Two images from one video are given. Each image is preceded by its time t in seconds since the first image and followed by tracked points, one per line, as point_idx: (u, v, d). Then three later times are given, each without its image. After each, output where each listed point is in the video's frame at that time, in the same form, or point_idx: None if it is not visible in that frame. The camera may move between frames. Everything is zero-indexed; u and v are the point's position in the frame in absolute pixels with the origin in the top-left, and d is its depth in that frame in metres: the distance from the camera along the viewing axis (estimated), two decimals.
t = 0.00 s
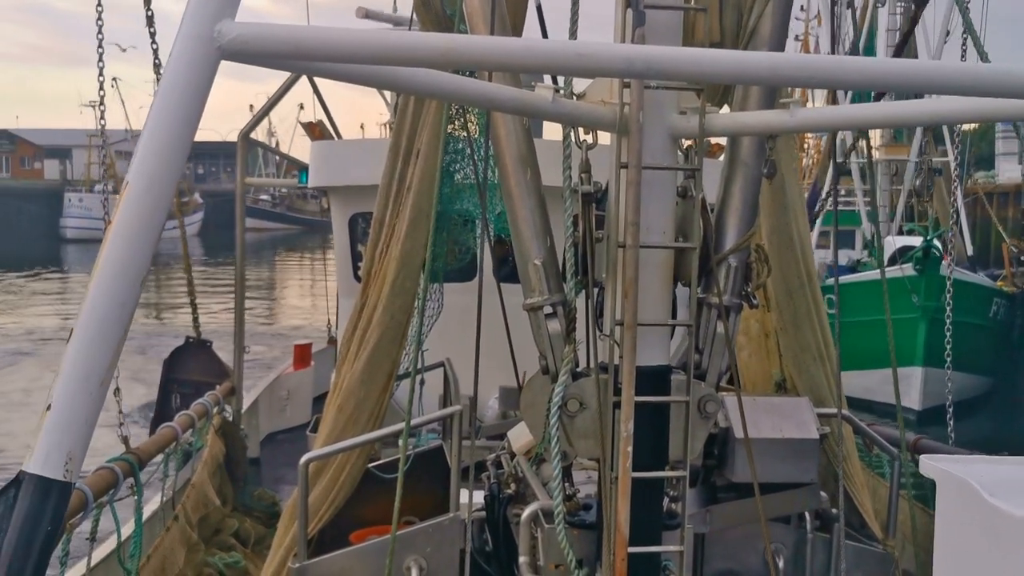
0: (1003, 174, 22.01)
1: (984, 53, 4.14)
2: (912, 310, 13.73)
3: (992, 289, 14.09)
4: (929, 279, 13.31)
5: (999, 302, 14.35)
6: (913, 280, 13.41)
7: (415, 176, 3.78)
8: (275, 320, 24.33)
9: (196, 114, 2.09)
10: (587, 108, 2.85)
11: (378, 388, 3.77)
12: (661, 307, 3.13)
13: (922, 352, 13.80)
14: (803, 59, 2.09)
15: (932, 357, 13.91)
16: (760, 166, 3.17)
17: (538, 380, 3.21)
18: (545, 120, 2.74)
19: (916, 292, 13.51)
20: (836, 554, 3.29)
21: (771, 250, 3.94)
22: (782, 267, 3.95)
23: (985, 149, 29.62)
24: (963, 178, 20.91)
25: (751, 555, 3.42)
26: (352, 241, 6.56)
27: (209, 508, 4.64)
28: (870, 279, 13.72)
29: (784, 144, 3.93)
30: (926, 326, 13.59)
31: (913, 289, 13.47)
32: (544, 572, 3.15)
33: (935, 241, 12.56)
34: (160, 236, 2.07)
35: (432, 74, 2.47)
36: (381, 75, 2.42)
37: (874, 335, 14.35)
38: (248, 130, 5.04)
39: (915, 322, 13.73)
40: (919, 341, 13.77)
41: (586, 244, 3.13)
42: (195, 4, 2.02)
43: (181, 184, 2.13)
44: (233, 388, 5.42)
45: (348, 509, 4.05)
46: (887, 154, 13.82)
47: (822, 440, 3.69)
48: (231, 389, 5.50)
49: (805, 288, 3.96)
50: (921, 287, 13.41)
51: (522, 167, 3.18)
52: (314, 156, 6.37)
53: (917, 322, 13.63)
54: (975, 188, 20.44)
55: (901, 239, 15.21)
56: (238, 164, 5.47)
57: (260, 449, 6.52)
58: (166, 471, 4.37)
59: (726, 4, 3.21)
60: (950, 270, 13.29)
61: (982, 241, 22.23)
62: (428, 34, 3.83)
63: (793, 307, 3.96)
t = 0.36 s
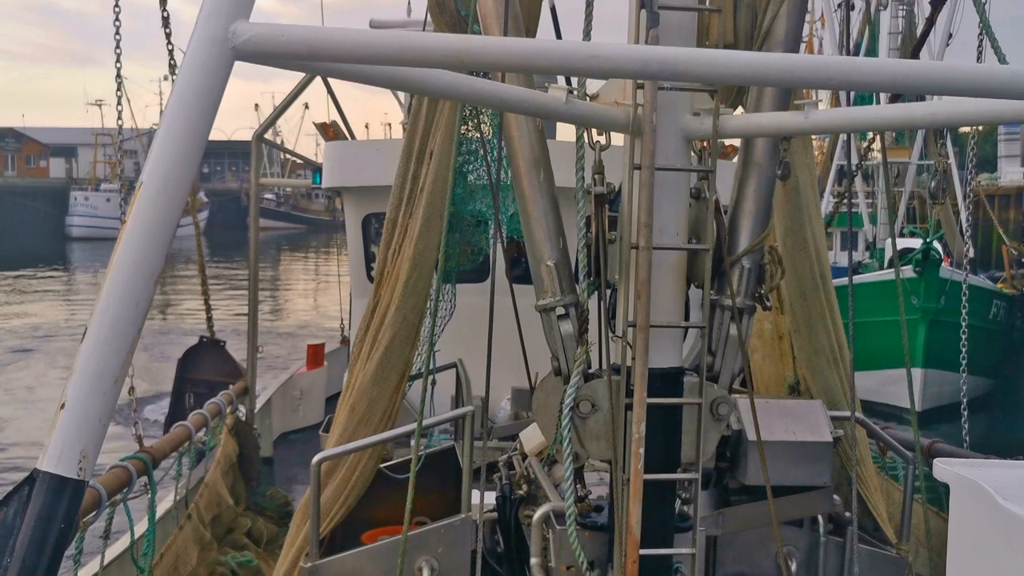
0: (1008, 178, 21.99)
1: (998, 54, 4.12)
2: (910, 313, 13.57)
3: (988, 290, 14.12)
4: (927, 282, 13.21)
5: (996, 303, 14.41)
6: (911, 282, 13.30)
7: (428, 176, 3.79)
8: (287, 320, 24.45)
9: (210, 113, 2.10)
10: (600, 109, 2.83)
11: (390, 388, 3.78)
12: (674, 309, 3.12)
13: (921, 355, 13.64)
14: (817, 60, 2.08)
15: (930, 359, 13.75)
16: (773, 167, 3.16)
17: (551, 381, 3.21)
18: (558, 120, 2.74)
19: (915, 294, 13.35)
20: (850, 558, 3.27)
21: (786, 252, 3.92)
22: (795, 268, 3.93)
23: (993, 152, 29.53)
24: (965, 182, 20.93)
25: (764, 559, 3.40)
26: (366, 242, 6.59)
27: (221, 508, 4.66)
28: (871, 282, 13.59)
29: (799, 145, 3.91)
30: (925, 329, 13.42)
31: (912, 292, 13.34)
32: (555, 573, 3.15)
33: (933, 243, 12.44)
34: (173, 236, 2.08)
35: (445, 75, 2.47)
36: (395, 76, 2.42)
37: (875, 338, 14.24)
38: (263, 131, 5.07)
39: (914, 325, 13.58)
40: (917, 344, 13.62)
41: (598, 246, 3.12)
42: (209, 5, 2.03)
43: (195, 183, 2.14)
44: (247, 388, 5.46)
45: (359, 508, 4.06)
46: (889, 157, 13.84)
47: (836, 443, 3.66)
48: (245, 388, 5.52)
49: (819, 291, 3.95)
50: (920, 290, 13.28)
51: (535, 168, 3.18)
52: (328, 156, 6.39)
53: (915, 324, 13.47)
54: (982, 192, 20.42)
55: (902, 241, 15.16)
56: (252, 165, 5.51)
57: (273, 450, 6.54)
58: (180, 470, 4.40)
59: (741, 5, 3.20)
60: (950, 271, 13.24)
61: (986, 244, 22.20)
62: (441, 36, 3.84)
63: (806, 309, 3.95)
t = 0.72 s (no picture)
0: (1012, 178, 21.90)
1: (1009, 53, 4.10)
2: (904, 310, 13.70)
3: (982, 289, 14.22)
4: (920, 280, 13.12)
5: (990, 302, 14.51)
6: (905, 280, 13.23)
7: (438, 176, 3.80)
8: (297, 321, 24.56)
9: (221, 114, 2.12)
10: (609, 109, 2.84)
11: (400, 387, 3.80)
12: (682, 308, 3.12)
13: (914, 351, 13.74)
14: (825, 60, 2.09)
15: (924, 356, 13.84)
16: (782, 167, 3.17)
17: (559, 380, 3.22)
18: (567, 121, 2.74)
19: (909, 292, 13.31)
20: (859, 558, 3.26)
21: (795, 251, 3.92)
22: (805, 267, 3.93)
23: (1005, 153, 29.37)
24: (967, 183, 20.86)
25: (773, 558, 3.41)
26: (377, 242, 6.62)
27: (233, 506, 4.70)
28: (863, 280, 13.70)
29: (808, 144, 3.91)
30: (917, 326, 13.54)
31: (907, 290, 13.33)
32: (564, 572, 3.16)
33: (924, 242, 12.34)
34: (184, 237, 2.11)
35: (453, 76, 2.49)
36: (405, 78, 2.44)
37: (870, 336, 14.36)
38: (274, 131, 5.11)
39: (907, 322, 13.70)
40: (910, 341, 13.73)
41: (607, 245, 3.13)
42: (220, 8, 2.05)
43: (205, 185, 2.17)
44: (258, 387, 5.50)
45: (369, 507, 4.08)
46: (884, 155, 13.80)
47: (845, 442, 3.66)
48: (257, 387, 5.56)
49: (828, 290, 3.95)
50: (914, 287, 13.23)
51: (544, 168, 3.20)
52: (340, 156, 6.43)
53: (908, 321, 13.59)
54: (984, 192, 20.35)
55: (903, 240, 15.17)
56: (264, 165, 5.55)
57: (285, 448, 6.58)
58: (192, 468, 4.44)
59: (750, 4, 3.20)
60: (944, 270, 13.38)
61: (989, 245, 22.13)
62: (452, 36, 3.86)
63: (815, 308, 3.95)
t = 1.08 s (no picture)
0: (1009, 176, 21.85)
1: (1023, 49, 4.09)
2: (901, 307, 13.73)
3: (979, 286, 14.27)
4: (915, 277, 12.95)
5: (987, 299, 14.53)
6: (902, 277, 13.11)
7: (450, 174, 3.82)
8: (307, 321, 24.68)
9: (237, 113, 2.15)
10: (620, 107, 2.86)
11: (413, 384, 3.82)
12: (694, 304, 3.13)
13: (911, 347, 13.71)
14: (836, 57, 2.10)
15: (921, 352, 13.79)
16: (794, 164, 3.17)
17: (572, 376, 3.24)
18: (579, 118, 2.76)
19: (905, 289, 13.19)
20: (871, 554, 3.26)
21: (807, 248, 3.93)
22: (817, 264, 3.93)
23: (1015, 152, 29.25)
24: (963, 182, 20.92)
25: (785, 554, 3.42)
26: (389, 240, 6.65)
27: (248, 502, 4.74)
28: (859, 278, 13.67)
29: (820, 141, 3.91)
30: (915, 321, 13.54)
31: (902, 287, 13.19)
32: (576, 567, 3.17)
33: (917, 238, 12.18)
34: (202, 234, 2.13)
35: (466, 74, 2.51)
36: (419, 76, 2.46)
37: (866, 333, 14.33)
38: (287, 130, 5.15)
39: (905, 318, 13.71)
40: (908, 337, 13.72)
41: (619, 242, 3.15)
42: (236, 7, 2.08)
43: (221, 183, 2.19)
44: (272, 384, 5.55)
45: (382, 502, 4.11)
46: (883, 154, 13.80)
47: (857, 439, 3.67)
48: (270, 384, 5.59)
49: (840, 287, 3.95)
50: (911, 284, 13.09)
51: (556, 165, 3.21)
52: (352, 155, 6.46)
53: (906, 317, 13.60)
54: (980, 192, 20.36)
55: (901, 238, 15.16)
56: (277, 164, 5.59)
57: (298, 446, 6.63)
58: (207, 464, 4.48)
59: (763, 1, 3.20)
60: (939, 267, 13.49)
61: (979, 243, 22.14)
62: (464, 34, 3.88)
63: (826, 304, 3.95)
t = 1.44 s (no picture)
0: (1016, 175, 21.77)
1: None
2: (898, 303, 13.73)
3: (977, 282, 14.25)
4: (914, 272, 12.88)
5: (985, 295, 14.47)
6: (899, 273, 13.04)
7: (462, 171, 3.83)
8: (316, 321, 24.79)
9: (252, 112, 2.16)
10: (632, 104, 2.85)
11: (426, 381, 3.84)
12: (707, 301, 3.13)
13: (907, 343, 13.74)
14: (850, 53, 2.09)
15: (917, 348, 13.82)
16: (808, 160, 3.16)
17: (585, 373, 3.24)
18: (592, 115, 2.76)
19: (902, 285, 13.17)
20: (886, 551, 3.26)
21: (820, 244, 3.92)
22: (830, 260, 3.92)
23: None
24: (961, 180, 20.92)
25: (798, 551, 3.42)
26: (402, 238, 6.67)
27: (261, 499, 4.77)
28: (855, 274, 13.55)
29: (833, 137, 3.89)
30: (912, 318, 13.53)
31: (897, 283, 13.32)
32: (590, 564, 3.17)
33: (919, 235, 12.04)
34: (217, 231, 2.15)
35: (479, 72, 2.51)
36: (433, 73, 2.47)
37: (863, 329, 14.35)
38: (300, 128, 5.18)
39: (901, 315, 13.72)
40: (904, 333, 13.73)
41: (631, 239, 3.15)
42: (250, 6, 2.09)
43: (237, 182, 2.21)
44: (285, 382, 5.58)
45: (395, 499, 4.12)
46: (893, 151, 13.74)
47: (871, 436, 3.66)
48: (283, 381, 5.62)
49: (853, 284, 3.94)
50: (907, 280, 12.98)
51: (569, 162, 3.21)
52: (365, 153, 6.48)
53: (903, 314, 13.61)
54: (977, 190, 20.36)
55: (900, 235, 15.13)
56: (289, 164, 5.61)
57: (312, 443, 6.66)
58: (221, 461, 4.51)
59: None
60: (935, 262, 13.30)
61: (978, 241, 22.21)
62: (475, 32, 3.89)
63: (840, 301, 3.94)
